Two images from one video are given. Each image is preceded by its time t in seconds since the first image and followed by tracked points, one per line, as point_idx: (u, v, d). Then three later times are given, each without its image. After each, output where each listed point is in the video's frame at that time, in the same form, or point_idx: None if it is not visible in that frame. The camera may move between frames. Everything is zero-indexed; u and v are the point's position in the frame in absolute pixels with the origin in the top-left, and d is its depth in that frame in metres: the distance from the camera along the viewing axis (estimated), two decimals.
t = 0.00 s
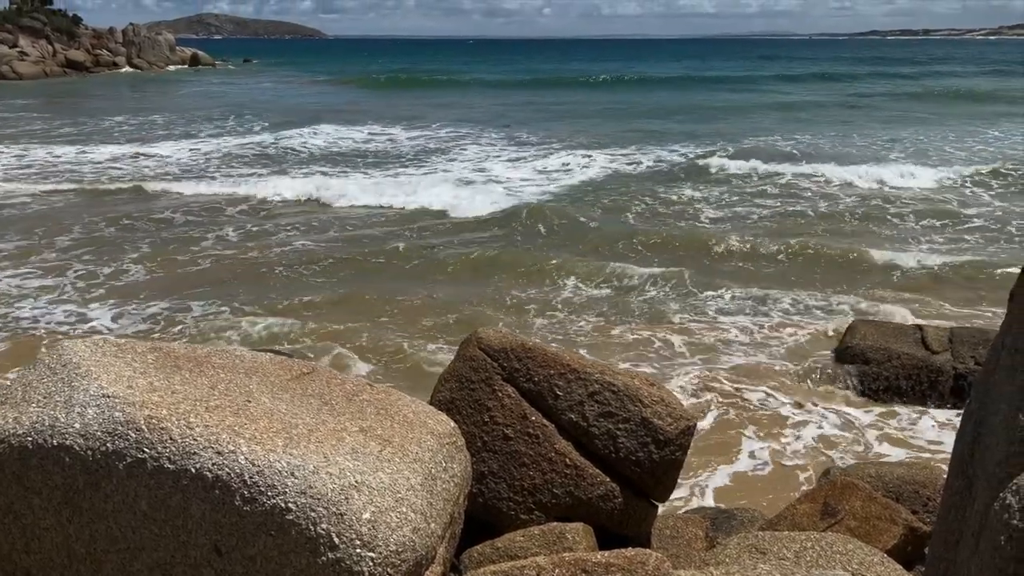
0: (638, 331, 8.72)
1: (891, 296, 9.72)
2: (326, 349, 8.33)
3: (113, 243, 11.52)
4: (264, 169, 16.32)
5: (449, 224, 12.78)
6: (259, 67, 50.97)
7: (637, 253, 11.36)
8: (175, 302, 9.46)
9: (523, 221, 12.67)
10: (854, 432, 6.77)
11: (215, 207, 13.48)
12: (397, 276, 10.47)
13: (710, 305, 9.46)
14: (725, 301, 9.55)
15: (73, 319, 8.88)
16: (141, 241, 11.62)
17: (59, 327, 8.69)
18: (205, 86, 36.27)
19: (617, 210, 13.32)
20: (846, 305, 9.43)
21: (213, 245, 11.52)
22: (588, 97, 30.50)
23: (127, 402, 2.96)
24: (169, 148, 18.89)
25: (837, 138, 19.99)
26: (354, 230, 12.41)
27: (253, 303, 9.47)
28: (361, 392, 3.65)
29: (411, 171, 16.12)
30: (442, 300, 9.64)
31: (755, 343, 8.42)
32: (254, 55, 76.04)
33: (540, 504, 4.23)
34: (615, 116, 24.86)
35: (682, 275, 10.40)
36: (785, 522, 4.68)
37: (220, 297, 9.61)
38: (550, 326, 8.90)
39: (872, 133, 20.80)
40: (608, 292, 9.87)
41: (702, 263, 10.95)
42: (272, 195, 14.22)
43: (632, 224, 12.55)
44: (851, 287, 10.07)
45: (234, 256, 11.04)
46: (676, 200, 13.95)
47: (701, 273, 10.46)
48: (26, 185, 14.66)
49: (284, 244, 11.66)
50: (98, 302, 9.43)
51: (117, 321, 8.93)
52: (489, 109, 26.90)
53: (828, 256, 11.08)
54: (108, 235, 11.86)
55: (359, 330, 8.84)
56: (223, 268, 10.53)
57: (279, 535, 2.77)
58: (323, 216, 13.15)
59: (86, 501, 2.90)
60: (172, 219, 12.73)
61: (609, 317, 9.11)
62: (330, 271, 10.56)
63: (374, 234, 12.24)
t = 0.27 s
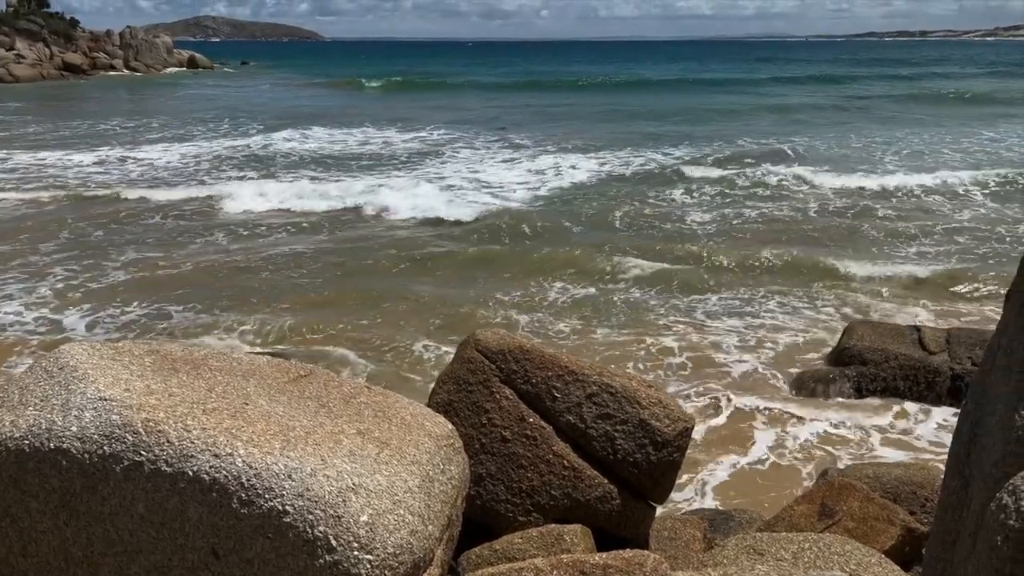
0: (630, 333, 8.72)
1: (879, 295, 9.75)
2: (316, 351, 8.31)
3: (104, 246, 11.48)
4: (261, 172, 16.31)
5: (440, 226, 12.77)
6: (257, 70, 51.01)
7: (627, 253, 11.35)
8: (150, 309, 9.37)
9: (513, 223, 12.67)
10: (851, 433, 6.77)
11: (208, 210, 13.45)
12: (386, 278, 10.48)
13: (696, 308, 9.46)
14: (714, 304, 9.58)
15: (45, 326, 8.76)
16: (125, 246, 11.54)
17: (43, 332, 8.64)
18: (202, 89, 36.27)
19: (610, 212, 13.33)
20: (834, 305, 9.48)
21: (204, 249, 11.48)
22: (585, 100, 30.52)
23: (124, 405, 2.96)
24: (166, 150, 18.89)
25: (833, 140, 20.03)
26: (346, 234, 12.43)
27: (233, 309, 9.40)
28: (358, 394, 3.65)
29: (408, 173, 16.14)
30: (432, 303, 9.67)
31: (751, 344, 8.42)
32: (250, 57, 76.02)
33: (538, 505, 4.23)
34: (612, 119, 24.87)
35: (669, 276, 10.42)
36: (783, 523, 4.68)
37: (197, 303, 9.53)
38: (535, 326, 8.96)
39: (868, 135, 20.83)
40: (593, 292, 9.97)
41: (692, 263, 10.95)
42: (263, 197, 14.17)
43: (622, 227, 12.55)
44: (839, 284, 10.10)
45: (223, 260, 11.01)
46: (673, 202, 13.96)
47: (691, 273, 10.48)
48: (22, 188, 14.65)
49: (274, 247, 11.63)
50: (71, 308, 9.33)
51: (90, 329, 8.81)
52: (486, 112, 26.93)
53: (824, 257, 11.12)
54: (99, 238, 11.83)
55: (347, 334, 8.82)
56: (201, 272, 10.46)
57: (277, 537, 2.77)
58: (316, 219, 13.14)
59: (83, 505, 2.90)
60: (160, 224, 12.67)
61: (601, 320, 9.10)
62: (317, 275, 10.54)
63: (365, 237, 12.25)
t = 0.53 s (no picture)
0: (623, 335, 8.73)
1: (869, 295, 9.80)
2: (305, 355, 8.28)
3: (97, 250, 11.47)
4: (259, 175, 16.33)
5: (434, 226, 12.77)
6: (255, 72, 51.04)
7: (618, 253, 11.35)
8: (127, 314, 9.32)
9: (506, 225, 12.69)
10: (849, 433, 6.77)
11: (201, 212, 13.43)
12: (377, 280, 10.51)
13: (684, 310, 9.46)
14: (703, 306, 9.60)
15: (20, 333, 8.68)
16: (111, 250, 11.50)
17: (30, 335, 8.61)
18: (201, 91, 36.28)
19: (608, 214, 13.36)
20: (824, 306, 9.53)
21: (197, 253, 11.46)
22: (584, 102, 30.57)
23: (122, 407, 2.95)
24: (164, 152, 18.89)
25: (831, 142, 20.06)
26: (339, 236, 12.45)
27: (211, 312, 9.35)
28: (356, 396, 3.64)
29: (407, 176, 16.16)
30: (425, 305, 9.70)
31: (747, 346, 8.43)
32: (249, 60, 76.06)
33: (537, 507, 4.23)
34: (609, 121, 24.89)
35: (657, 279, 10.53)
36: (782, 524, 4.68)
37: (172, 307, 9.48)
38: (524, 326, 9.04)
39: (867, 136, 20.87)
40: (580, 291, 10.14)
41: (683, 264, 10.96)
42: (253, 198, 14.14)
43: (621, 229, 12.58)
44: (834, 284, 10.13)
45: (213, 263, 10.99)
46: (671, 204, 13.99)
47: (690, 275, 10.51)
48: (21, 191, 14.66)
49: (264, 251, 11.61)
50: (49, 312, 9.27)
51: (67, 334, 8.73)
52: (485, 114, 26.96)
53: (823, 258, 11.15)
54: (93, 242, 11.82)
55: (334, 338, 8.79)
56: (180, 276, 10.40)
57: (275, 539, 2.77)
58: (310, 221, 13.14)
59: (82, 507, 2.89)
60: (151, 227, 12.64)
61: (594, 322, 9.10)
62: (305, 277, 10.53)
63: (359, 239, 12.27)
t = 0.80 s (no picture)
0: (619, 336, 8.72)
1: (861, 297, 9.78)
2: (295, 358, 8.25)
3: (89, 253, 11.42)
4: (258, 176, 16.35)
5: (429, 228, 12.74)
6: (254, 74, 51.06)
7: (610, 256, 11.34)
8: (109, 315, 9.27)
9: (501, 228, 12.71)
10: (848, 435, 6.77)
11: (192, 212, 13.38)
12: (369, 282, 10.51)
13: (682, 311, 9.47)
14: (694, 308, 9.59)
15: (8, 335, 8.63)
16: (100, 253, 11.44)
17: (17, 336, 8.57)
18: (199, 93, 36.31)
19: (607, 216, 13.38)
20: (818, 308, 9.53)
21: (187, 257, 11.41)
22: (582, 104, 30.60)
23: (121, 409, 2.95)
24: (163, 154, 18.90)
25: (829, 144, 20.09)
26: (333, 239, 12.43)
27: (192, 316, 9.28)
28: (355, 398, 3.65)
29: (406, 177, 16.19)
30: (418, 307, 9.70)
31: (745, 348, 8.43)
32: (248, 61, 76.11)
33: (536, 508, 4.23)
34: (608, 123, 24.93)
35: (651, 280, 10.55)
36: (781, 526, 4.68)
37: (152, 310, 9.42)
38: (514, 327, 9.05)
39: (865, 138, 20.90)
40: (567, 292, 10.11)
41: (675, 268, 10.95)
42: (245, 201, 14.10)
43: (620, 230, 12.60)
44: (832, 285, 10.14)
45: (205, 266, 10.95)
46: (669, 205, 14.02)
47: (689, 277, 10.53)
48: (19, 193, 14.66)
49: (255, 255, 11.55)
50: (46, 313, 9.25)
51: (65, 335, 8.72)
52: (483, 116, 27.00)
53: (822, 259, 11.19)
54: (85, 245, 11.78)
55: (328, 339, 8.78)
56: (165, 280, 10.34)
57: (274, 541, 2.76)
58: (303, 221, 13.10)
59: (81, 509, 2.89)
60: (146, 229, 12.63)
61: (588, 324, 9.06)
62: (294, 279, 10.50)
63: (352, 241, 12.25)
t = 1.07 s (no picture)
0: (618, 337, 8.73)
1: (857, 299, 9.76)
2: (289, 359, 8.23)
3: (84, 254, 11.41)
4: (257, 177, 16.35)
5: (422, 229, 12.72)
6: (254, 74, 51.09)
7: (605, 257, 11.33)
8: (90, 316, 9.24)
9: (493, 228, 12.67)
10: (848, 436, 6.77)
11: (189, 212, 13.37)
12: (364, 283, 10.50)
13: (681, 312, 9.48)
14: (687, 309, 9.57)
15: (8, 335, 8.62)
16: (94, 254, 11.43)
17: (10, 337, 8.56)
18: (199, 94, 36.33)
19: (605, 217, 13.38)
20: (814, 309, 9.51)
21: (180, 259, 11.39)
22: (582, 106, 30.62)
23: (121, 410, 2.95)
24: (162, 155, 18.91)
25: (828, 145, 20.12)
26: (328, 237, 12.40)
27: (170, 318, 9.23)
28: (356, 398, 3.65)
29: (405, 178, 16.19)
30: (416, 308, 9.69)
31: (745, 349, 8.44)
32: (248, 62, 76.16)
33: (536, 509, 4.23)
34: (607, 124, 24.95)
35: (650, 279, 10.57)
36: (781, 527, 4.69)
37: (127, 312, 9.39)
38: (508, 329, 9.04)
39: (864, 139, 20.92)
40: (555, 293, 10.10)
41: (669, 269, 10.92)
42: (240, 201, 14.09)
43: (618, 232, 12.61)
44: (831, 286, 10.16)
45: (205, 268, 10.96)
46: (668, 206, 14.02)
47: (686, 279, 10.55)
48: (19, 194, 14.66)
49: (249, 256, 11.55)
50: (45, 314, 9.25)
51: (63, 335, 8.71)
52: (483, 117, 27.01)
53: (819, 260, 11.20)
54: (80, 246, 11.77)
55: (328, 340, 8.78)
56: (154, 282, 10.30)
57: (274, 542, 2.76)
58: (297, 220, 13.08)
59: (80, 509, 2.89)
60: (146, 229, 12.63)
61: (584, 326, 9.05)
62: (294, 281, 10.51)
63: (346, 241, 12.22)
